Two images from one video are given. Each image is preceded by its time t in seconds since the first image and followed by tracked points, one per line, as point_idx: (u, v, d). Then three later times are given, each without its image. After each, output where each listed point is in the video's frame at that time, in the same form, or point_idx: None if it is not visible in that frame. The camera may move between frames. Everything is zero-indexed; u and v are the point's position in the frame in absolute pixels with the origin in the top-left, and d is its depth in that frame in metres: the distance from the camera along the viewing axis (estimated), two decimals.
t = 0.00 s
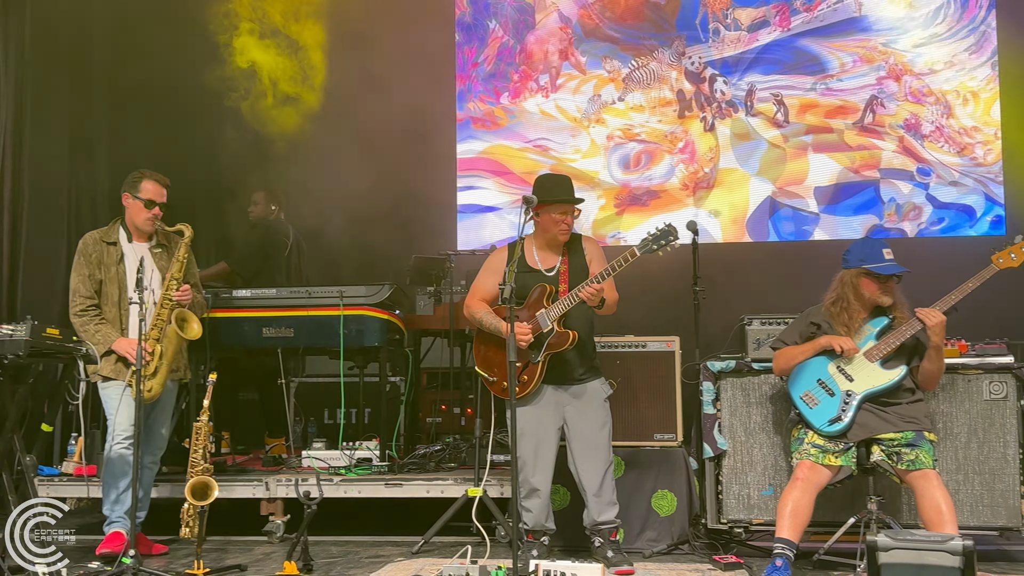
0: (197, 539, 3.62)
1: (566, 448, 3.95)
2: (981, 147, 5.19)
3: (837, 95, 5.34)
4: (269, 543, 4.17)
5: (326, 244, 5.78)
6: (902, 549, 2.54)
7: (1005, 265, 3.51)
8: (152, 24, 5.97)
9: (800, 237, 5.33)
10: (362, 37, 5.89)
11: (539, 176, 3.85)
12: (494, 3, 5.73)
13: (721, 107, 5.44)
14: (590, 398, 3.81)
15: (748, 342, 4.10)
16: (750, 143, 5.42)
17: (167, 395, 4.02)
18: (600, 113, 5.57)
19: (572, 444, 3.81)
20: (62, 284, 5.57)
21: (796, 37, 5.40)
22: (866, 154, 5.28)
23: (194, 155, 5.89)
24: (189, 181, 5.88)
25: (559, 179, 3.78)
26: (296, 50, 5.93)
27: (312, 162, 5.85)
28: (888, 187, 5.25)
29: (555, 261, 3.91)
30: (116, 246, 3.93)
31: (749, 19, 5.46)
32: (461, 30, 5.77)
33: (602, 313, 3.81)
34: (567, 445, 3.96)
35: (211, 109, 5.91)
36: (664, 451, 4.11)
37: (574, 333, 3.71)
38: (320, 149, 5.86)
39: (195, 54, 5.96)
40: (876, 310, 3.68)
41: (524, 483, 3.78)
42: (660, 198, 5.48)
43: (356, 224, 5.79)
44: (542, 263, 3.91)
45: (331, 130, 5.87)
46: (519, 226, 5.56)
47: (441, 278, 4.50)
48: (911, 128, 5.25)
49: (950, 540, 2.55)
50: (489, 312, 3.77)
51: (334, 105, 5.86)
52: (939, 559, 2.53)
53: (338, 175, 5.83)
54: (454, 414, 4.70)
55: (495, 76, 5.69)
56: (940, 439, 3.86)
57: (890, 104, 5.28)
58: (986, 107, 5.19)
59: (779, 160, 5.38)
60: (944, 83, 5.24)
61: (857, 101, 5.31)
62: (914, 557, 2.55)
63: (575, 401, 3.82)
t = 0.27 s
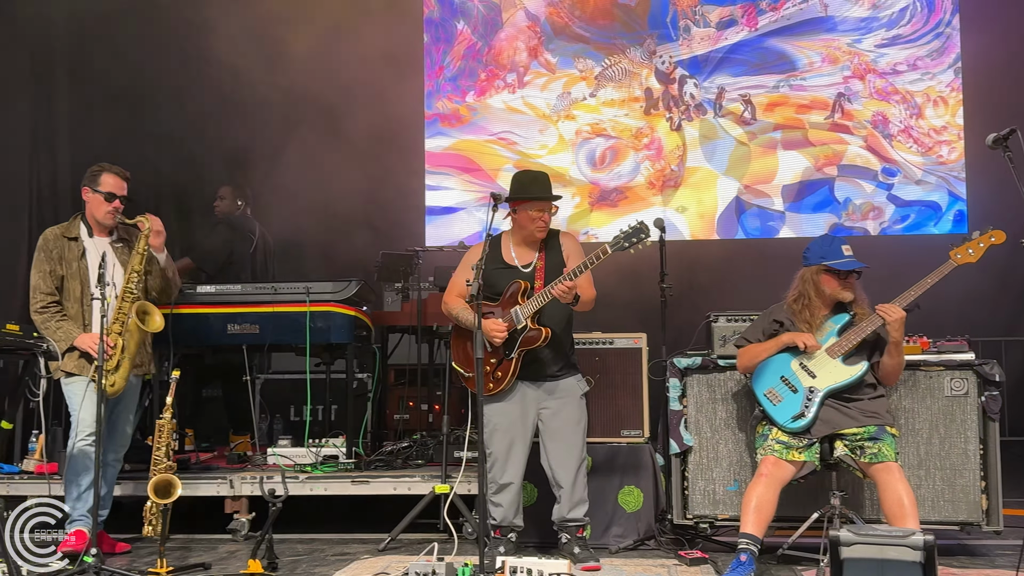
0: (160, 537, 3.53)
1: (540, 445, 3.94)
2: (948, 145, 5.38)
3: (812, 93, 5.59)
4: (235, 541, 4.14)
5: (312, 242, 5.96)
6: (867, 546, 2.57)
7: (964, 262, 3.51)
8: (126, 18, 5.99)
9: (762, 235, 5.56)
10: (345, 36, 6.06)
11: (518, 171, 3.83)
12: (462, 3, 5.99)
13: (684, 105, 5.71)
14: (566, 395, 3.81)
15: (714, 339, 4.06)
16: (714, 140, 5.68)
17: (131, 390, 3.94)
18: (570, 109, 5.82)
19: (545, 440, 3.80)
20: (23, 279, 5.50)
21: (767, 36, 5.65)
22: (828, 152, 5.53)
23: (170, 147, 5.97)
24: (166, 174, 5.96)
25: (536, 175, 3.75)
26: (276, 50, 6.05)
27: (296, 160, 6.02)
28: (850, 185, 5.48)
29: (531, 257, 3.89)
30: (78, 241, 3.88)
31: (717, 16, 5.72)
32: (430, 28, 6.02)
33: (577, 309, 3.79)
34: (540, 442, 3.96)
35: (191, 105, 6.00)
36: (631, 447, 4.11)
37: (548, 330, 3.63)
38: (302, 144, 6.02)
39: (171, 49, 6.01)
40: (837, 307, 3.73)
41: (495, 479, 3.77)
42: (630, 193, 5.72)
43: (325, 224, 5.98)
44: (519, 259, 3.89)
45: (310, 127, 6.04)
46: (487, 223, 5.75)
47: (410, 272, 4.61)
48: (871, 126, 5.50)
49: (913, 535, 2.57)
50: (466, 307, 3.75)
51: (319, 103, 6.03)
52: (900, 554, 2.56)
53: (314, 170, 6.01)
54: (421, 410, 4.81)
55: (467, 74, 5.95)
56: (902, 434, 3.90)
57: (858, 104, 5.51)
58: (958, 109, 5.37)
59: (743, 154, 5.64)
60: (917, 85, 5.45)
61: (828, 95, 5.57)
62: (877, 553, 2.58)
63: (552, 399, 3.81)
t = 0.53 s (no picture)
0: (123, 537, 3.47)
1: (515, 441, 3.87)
2: (914, 146, 5.48)
3: (778, 94, 5.66)
4: (199, 540, 4.10)
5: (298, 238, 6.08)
6: (829, 540, 2.59)
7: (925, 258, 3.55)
8: (102, 17, 6.03)
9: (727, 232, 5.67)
10: (323, 36, 6.13)
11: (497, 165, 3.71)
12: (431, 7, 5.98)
13: (652, 105, 5.76)
14: (544, 392, 3.73)
15: (681, 336, 4.13)
16: (681, 138, 5.74)
17: (94, 385, 3.88)
18: (540, 103, 5.84)
19: (521, 435, 3.73)
20: None
21: (731, 37, 5.71)
22: (794, 151, 5.61)
23: (151, 142, 6.06)
24: (145, 169, 6.06)
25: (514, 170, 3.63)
26: (259, 48, 6.11)
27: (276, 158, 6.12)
28: (815, 182, 5.57)
29: (511, 253, 3.78)
30: (38, 235, 3.81)
31: (684, 18, 5.77)
32: (396, 29, 6.03)
33: (555, 306, 3.69)
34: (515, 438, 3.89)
35: (171, 105, 6.08)
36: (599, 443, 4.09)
37: (524, 326, 3.59)
38: (281, 143, 6.13)
39: (147, 49, 6.06)
40: (802, 304, 3.73)
41: (466, 474, 3.70)
42: (596, 191, 5.76)
43: (298, 222, 6.12)
44: (497, 256, 3.78)
45: (292, 122, 6.13)
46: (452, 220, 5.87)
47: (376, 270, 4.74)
48: (835, 127, 5.59)
49: (875, 531, 2.59)
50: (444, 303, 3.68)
51: (299, 103, 6.14)
52: (862, 549, 2.59)
53: (290, 167, 6.14)
54: (389, 407, 4.71)
55: (434, 73, 5.96)
56: (864, 431, 3.88)
57: (823, 104, 5.61)
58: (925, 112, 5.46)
59: (710, 152, 5.71)
60: (883, 88, 5.54)
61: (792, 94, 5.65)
62: (840, 549, 2.60)
63: (529, 396, 3.73)
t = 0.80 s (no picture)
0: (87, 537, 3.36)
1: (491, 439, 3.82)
2: (880, 146, 5.57)
3: (744, 96, 5.70)
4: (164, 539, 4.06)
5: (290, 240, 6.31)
6: (795, 536, 2.57)
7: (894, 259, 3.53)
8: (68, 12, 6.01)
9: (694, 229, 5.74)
10: (300, 36, 6.19)
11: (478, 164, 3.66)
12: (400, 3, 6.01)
13: (622, 104, 5.81)
14: (523, 390, 3.68)
15: (651, 333, 4.13)
16: (650, 137, 5.81)
17: (57, 385, 3.83)
18: (513, 100, 5.88)
19: (498, 433, 3.68)
20: None
21: (699, 41, 5.74)
22: (761, 152, 5.67)
23: (129, 138, 6.12)
24: (131, 162, 6.18)
25: (494, 168, 3.58)
26: (245, 46, 6.18)
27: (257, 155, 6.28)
28: (782, 181, 5.64)
29: (490, 252, 3.74)
30: None
31: (653, 23, 5.81)
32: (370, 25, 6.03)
33: (534, 305, 3.64)
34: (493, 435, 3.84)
35: (151, 103, 6.15)
36: (568, 441, 4.07)
37: (500, 326, 3.56)
38: (266, 141, 6.27)
39: (124, 46, 6.07)
40: (771, 302, 3.72)
41: (439, 470, 3.66)
42: (562, 191, 5.84)
43: (269, 221, 6.30)
44: (477, 254, 3.75)
45: (281, 120, 6.27)
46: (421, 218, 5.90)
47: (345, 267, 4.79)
48: (801, 128, 5.66)
49: (840, 527, 2.59)
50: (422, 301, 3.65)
51: (280, 104, 6.25)
52: (827, 546, 2.58)
53: (260, 166, 6.27)
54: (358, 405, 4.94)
55: (404, 70, 5.97)
56: (829, 428, 3.83)
57: (787, 103, 5.67)
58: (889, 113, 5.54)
59: (678, 151, 5.77)
60: (849, 91, 5.61)
61: (755, 96, 5.69)
62: (805, 544, 2.59)
63: (506, 393, 3.68)
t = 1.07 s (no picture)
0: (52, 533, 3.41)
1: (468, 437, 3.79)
2: (844, 147, 5.76)
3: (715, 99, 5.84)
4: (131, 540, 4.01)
5: (258, 235, 6.22)
6: (762, 532, 2.53)
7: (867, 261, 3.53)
8: (45, 13, 6.07)
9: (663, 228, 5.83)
10: (274, 33, 6.19)
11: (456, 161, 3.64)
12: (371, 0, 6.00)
13: (595, 102, 5.87)
14: (501, 390, 3.65)
15: (622, 332, 4.04)
16: (620, 137, 5.90)
17: (23, 382, 3.77)
18: (485, 97, 5.93)
19: (474, 433, 3.65)
20: None
21: (670, 46, 5.88)
22: (730, 152, 5.81)
23: (109, 136, 6.14)
24: (109, 158, 6.16)
25: (475, 166, 3.57)
26: (223, 44, 6.17)
27: (232, 153, 6.23)
28: (750, 181, 5.77)
29: (469, 251, 3.73)
30: None
31: (627, 26, 5.89)
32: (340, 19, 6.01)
33: (513, 303, 3.59)
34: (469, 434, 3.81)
35: (129, 101, 6.14)
36: (539, 439, 4.04)
37: (477, 324, 3.53)
38: (241, 139, 6.22)
39: (104, 45, 6.11)
40: (746, 301, 3.67)
41: (414, 466, 3.63)
42: (529, 191, 5.88)
43: (238, 218, 6.24)
44: (456, 253, 3.74)
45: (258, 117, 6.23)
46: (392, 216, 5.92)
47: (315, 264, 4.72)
48: (768, 129, 5.81)
49: (808, 522, 2.54)
50: (402, 299, 3.63)
51: (256, 103, 6.22)
52: (796, 542, 2.53)
53: (232, 163, 6.24)
54: (329, 403, 4.89)
55: (376, 67, 5.98)
56: (799, 426, 3.82)
57: (757, 104, 5.84)
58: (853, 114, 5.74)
59: (647, 150, 5.87)
60: (815, 91, 5.80)
61: (721, 103, 5.85)
62: (773, 540, 2.55)
63: (483, 392, 3.66)
